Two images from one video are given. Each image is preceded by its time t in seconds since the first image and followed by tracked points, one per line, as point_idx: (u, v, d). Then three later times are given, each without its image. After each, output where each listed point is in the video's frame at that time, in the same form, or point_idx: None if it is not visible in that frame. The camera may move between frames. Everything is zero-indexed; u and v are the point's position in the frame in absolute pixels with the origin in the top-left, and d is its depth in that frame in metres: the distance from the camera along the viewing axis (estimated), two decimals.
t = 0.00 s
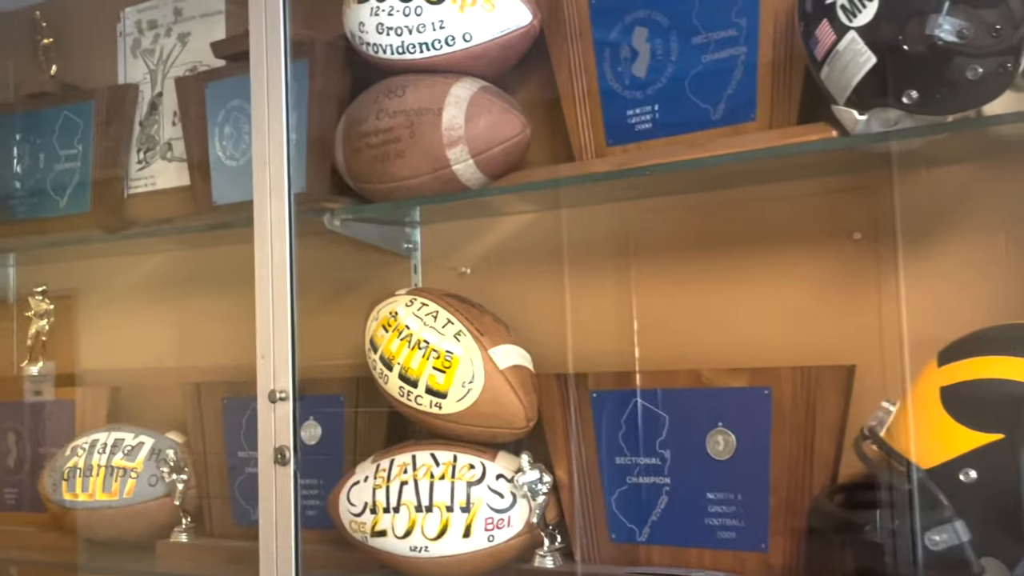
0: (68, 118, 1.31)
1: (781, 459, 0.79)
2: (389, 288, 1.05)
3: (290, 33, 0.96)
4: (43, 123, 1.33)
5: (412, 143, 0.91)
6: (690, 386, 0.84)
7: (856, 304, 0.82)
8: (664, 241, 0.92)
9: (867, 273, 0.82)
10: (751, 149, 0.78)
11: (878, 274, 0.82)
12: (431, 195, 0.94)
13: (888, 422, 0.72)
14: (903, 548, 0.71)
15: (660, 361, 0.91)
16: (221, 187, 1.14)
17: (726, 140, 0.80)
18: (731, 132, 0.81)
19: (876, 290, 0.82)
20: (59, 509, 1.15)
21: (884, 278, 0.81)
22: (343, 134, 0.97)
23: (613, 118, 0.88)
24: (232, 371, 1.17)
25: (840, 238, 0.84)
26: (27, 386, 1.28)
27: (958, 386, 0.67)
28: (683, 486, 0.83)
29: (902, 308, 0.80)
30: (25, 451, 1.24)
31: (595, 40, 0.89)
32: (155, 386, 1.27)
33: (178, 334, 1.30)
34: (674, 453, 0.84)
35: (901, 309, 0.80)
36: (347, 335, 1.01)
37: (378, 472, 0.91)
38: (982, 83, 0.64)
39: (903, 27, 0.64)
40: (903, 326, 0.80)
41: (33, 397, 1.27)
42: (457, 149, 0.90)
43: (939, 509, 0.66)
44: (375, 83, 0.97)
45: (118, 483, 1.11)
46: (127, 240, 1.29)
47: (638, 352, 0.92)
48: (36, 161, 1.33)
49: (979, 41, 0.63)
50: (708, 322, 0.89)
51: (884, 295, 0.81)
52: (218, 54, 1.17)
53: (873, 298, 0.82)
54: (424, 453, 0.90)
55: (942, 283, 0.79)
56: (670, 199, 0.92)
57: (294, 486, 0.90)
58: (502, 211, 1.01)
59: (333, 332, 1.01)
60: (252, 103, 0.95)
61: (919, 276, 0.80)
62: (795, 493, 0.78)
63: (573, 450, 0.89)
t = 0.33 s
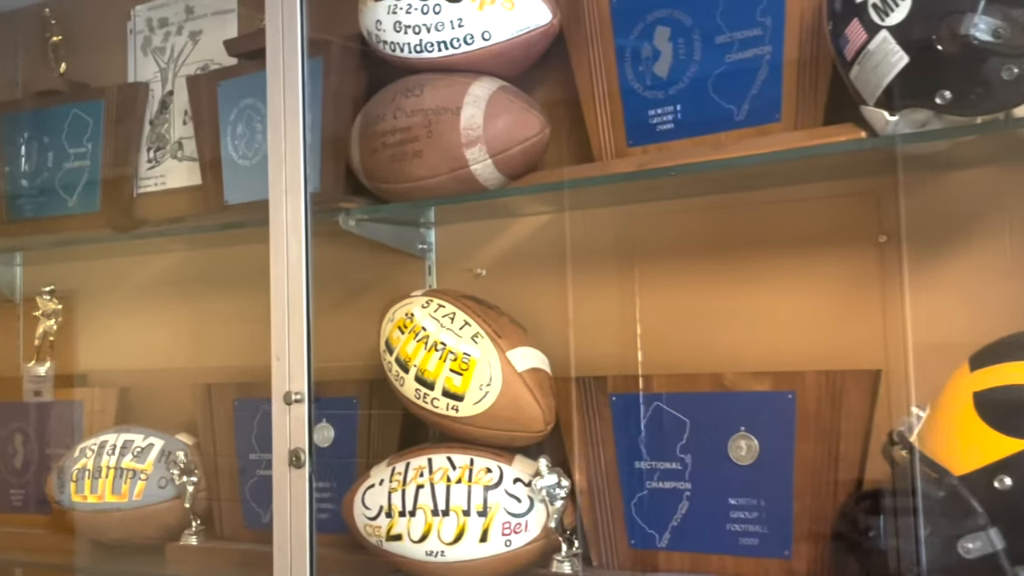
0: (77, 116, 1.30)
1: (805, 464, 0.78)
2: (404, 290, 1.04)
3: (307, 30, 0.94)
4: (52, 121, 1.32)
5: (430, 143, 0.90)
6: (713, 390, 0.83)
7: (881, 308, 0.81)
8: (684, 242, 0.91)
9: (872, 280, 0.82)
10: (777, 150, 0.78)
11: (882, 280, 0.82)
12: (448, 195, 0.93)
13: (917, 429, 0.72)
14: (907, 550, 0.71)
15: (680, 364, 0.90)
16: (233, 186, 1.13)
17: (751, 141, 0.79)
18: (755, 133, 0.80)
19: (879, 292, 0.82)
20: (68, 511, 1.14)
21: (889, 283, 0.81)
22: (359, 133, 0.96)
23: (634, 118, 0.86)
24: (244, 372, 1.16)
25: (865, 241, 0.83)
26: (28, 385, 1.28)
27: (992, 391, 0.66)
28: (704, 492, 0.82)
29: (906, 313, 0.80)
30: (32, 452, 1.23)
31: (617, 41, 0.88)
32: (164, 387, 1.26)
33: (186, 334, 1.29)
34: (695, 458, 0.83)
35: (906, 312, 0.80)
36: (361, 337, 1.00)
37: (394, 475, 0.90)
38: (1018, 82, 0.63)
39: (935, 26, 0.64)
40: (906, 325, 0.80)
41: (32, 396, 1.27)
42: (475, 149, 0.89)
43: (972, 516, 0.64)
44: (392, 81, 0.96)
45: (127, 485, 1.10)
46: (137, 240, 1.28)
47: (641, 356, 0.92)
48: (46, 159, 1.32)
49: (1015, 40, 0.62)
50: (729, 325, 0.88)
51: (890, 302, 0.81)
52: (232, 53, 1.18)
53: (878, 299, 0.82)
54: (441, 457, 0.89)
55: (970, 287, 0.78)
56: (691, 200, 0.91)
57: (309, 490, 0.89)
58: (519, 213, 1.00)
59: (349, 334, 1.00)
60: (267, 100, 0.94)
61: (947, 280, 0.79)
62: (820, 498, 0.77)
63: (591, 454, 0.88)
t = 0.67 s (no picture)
0: (87, 114, 1.29)
1: (830, 469, 0.77)
2: (419, 291, 1.03)
3: (325, 27, 0.93)
4: (61, 119, 1.31)
5: (450, 142, 0.89)
6: (737, 394, 0.82)
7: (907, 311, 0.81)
8: (706, 244, 0.91)
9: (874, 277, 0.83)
10: (805, 151, 0.77)
11: (884, 277, 0.82)
12: (467, 195, 0.92)
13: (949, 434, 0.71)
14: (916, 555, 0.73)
15: (702, 366, 0.90)
16: (245, 185, 1.12)
17: (778, 142, 0.79)
18: (781, 134, 0.79)
19: (880, 292, 0.82)
20: (77, 513, 1.13)
21: (893, 279, 0.82)
22: (377, 132, 0.95)
23: (657, 118, 0.86)
24: (257, 373, 1.15)
25: (891, 245, 0.82)
26: (25, 386, 1.30)
27: None
28: (727, 496, 0.81)
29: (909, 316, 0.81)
30: (40, 454, 1.23)
31: (640, 40, 0.87)
32: (173, 388, 1.25)
33: (197, 335, 1.28)
34: (718, 462, 0.82)
35: (908, 312, 0.81)
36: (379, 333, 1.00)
37: (411, 478, 0.89)
38: None
39: (972, 26, 0.63)
40: (910, 324, 0.81)
41: (27, 395, 1.28)
42: (495, 149, 0.88)
43: (1010, 523, 0.64)
44: (411, 80, 0.95)
45: (138, 487, 1.09)
46: (147, 240, 1.27)
47: (658, 358, 0.92)
48: (55, 157, 1.31)
49: None
50: (752, 327, 0.88)
51: (891, 302, 0.82)
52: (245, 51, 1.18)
53: (877, 300, 0.82)
54: (459, 459, 0.88)
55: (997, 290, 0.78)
56: (713, 202, 0.90)
57: (326, 492, 0.88)
58: (538, 213, 0.99)
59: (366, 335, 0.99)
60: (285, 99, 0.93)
61: (975, 283, 0.79)
62: (846, 503, 0.76)
63: (611, 457, 0.87)
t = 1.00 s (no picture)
0: (98, 113, 1.28)
1: (858, 474, 0.76)
2: (436, 293, 1.03)
3: (346, 26, 0.92)
4: (72, 118, 1.30)
5: (471, 143, 0.88)
6: (762, 399, 0.81)
7: (935, 315, 0.81)
8: (729, 246, 0.90)
9: (876, 273, 0.83)
10: (836, 153, 0.77)
11: (887, 271, 0.82)
12: (488, 197, 0.92)
13: (983, 439, 0.72)
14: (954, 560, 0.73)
15: (725, 371, 0.89)
16: (261, 185, 1.12)
17: (805, 145, 0.78)
18: (809, 136, 0.79)
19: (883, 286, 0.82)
20: (87, 515, 1.12)
21: (897, 272, 0.82)
22: (395, 132, 0.94)
23: (680, 120, 0.85)
24: (271, 375, 1.14)
25: (918, 248, 0.82)
26: (22, 387, 1.31)
27: None
28: (752, 502, 0.80)
29: (911, 314, 0.81)
30: (48, 456, 1.23)
31: (663, 41, 0.87)
32: (184, 389, 1.24)
33: (207, 336, 1.26)
34: (742, 468, 0.81)
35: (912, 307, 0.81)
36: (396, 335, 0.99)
37: (430, 482, 0.88)
38: None
39: (1010, 27, 0.63)
40: (913, 322, 0.81)
41: (26, 395, 1.30)
42: (517, 150, 0.87)
43: None
44: (431, 81, 0.94)
45: (150, 489, 1.08)
46: (159, 240, 1.26)
47: (679, 361, 0.91)
48: (65, 156, 1.30)
49: None
50: (776, 331, 0.87)
51: (894, 293, 0.82)
52: (261, 50, 1.18)
53: (881, 294, 0.83)
54: (479, 463, 0.87)
55: None
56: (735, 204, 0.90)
57: (346, 497, 0.87)
58: (557, 215, 0.98)
59: (384, 337, 0.98)
60: (305, 98, 0.92)
61: (1006, 287, 0.78)
62: (874, 509, 0.76)
63: (633, 462, 0.86)
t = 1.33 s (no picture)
0: (110, 111, 1.27)
1: (888, 479, 0.76)
2: (456, 294, 1.02)
3: (370, 23, 0.91)
4: (84, 116, 1.29)
5: (495, 143, 0.88)
6: (791, 402, 0.80)
7: (965, 318, 0.80)
8: (755, 248, 0.89)
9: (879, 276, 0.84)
10: (868, 155, 0.76)
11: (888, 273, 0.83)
12: (511, 198, 0.91)
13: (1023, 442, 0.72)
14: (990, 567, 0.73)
15: (752, 374, 0.88)
16: (277, 185, 1.11)
17: (835, 147, 0.78)
18: (839, 137, 0.78)
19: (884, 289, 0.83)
20: (100, 516, 1.11)
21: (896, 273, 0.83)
22: (417, 132, 0.93)
23: (707, 121, 0.84)
24: (287, 376, 1.13)
25: (949, 250, 0.81)
26: (17, 385, 1.29)
27: None
28: (780, 506, 0.79)
29: (913, 317, 0.82)
30: (60, 456, 1.24)
31: (690, 41, 0.86)
32: (196, 389, 1.23)
33: (220, 336, 1.25)
34: (770, 471, 0.80)
35: (913, 309, 0.82)
36: (416, 337, 0.98)
37: (453, 485, 0.87)
38: None
39: None
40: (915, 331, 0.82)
41: (22, 395, 1.28)
42: (542, 150, 0.87)
43: None
44: (454, 80, 0.94)
45: (165, 490, 1.07)
46: (173, 240, 1.25)
47: (703, 364, 0.91)
48: (77, 155, 1.29)
49: None
50: (804, 333, 0.86)
51: (896, 294, 0.83)
52: (277, 49, 1.17)
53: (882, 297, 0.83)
54: (502, 466, 0.86)
55: None
56: (761, 206, 0.89)
57: (369, 499, 0.85)
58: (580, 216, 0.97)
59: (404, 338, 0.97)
60: (328, 96, 0.91)
61: None
62: (905, 514, 0.75)
63: (659, 465, 0.85)
